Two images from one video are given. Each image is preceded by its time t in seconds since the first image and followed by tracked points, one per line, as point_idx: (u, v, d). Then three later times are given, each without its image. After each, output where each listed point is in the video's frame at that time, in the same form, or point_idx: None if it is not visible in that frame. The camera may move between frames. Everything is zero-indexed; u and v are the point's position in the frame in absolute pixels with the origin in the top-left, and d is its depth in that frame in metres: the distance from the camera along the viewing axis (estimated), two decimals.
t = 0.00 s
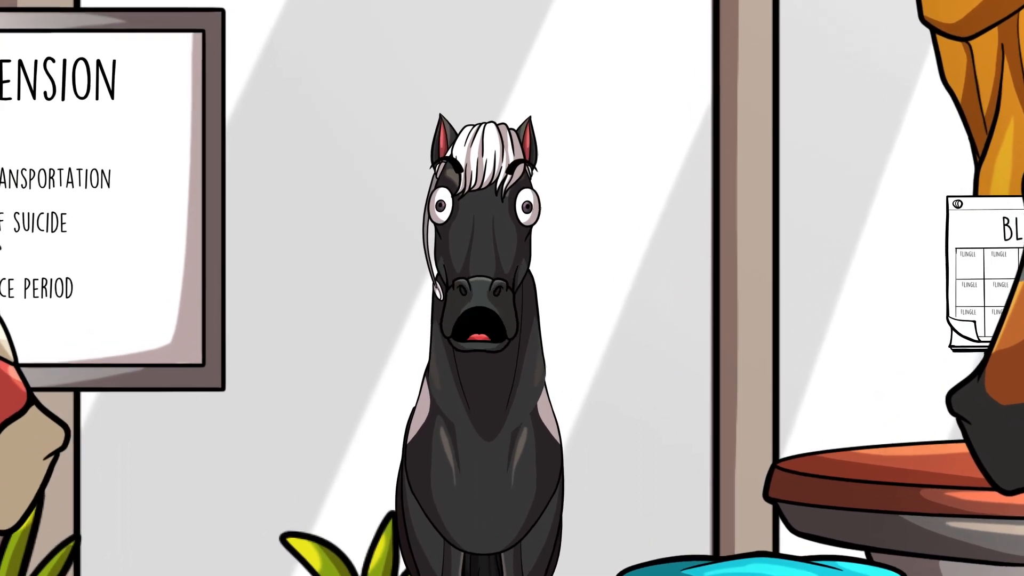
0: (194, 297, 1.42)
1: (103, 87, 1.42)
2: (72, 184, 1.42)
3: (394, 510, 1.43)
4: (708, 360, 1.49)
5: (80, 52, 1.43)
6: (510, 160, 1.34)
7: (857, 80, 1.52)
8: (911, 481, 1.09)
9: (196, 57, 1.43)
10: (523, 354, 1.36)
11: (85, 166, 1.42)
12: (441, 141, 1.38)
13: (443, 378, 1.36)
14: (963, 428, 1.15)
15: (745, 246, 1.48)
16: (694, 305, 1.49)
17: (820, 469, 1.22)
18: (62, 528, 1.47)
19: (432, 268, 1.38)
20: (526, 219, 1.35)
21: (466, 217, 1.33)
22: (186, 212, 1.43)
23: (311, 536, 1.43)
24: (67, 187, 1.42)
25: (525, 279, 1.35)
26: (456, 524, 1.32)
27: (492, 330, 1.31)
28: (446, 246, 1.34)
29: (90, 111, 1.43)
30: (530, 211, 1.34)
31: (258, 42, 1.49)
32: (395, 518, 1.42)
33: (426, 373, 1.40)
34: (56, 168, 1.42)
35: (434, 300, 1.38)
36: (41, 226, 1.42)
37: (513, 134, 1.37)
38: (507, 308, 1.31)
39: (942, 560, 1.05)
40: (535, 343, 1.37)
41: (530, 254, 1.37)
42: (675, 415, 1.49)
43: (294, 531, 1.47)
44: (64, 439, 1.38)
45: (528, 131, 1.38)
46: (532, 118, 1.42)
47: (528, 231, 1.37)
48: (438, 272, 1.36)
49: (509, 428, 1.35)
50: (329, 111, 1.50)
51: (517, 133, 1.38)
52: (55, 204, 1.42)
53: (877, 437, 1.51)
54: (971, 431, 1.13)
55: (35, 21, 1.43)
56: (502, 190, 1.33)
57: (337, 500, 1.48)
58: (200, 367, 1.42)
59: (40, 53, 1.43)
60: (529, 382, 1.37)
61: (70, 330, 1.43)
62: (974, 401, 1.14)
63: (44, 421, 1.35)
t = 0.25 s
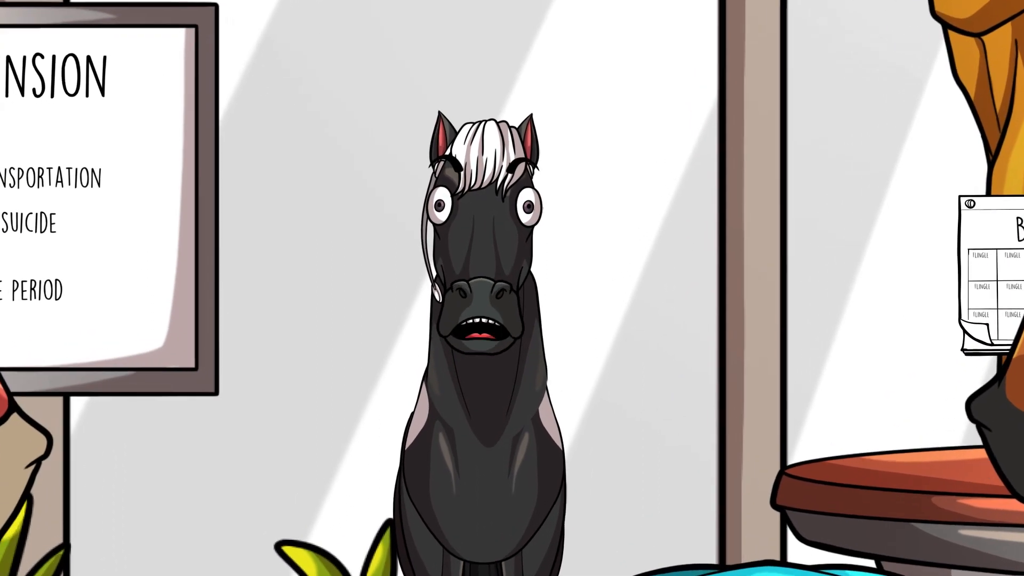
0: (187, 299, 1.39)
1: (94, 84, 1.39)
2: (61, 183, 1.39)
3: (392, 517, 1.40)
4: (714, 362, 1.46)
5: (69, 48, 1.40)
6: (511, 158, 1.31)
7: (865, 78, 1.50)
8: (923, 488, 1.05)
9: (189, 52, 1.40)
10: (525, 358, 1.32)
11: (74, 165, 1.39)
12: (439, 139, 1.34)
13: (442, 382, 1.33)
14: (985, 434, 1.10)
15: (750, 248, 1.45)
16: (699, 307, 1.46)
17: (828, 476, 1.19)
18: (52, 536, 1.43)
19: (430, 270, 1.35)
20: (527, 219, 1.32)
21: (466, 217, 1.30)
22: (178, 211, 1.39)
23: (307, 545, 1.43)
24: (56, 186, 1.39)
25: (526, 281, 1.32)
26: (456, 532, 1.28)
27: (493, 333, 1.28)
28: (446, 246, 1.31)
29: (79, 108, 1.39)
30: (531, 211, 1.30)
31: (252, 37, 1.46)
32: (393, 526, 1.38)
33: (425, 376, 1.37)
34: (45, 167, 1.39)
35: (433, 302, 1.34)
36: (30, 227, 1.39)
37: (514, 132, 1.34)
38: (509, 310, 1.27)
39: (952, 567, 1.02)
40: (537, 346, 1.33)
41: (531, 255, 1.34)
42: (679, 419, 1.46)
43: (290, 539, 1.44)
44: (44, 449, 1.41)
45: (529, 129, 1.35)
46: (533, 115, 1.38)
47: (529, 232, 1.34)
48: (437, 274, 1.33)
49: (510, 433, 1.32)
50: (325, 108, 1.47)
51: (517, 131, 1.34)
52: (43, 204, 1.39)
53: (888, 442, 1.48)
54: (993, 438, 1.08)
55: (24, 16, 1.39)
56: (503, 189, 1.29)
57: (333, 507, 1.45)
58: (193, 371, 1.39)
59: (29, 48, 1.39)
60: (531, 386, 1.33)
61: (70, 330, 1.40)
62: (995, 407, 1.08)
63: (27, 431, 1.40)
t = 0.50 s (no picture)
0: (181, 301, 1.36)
1: (83, 81, 1.35)
2: (50, 182, 1.36)
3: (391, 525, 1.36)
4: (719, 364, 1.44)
5: (58, 44, 1.37)
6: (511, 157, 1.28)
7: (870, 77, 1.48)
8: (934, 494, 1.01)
9: (181, 46, 1.36)
10: (526, 362, 1.29)
11: (64, 164, 1.35)
12: (438, 138, 1.31)
13: (441, 387, 1.30)
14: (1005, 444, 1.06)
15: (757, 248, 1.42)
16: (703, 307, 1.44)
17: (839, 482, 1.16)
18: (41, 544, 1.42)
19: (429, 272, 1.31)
20: (528, 220, 1.28)
21: (466, 217, 1.26)
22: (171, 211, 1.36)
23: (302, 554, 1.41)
24: (45, 186, 1.35)
25: (528, 283, 1.29)
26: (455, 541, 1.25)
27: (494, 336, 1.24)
28: (445, 247, 1.28)
29: (69, 106, 1.36)
30: (533, 211, 1.27)
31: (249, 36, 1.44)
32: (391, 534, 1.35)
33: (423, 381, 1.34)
34: (33, 166, 1.35)
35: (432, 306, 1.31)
36: (18, 227, 1.35)
37: (515, 131, 1.30)
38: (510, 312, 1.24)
39: None
40: (539, 350, 1.30)
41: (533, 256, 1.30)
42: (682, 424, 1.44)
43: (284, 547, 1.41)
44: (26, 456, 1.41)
45: (530, 128, 1.31)
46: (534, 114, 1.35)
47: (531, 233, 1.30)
48: (436, 276, 1.30)
49: (511, 439, 1.28)
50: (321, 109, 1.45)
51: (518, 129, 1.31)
52: (31, 203, 1.35)
53: (896, 445, 1.46)
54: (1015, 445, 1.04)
55: (12, 10, 1.36)
56: (503, 187, 1.26)
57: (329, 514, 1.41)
58: (186, 376, 1.36)
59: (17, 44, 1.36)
60: (532, 391, 1.30)
61: (70, 329, 1.36)
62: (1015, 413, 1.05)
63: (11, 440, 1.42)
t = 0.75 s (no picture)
0: (174, 303, 1.34)
1: (73, 78, 1.32)
2: (39, 181, 1.32)
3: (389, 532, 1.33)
4: (722, 366, 1.41)
5: (47, 40, 1.34)
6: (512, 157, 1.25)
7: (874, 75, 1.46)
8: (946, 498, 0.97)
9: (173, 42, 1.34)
10: (527, 366, 1.26)
11: (53, 163, 1.32)
12: (437, 136, 1.28)
13: (440, 390, 1.27)
14: None
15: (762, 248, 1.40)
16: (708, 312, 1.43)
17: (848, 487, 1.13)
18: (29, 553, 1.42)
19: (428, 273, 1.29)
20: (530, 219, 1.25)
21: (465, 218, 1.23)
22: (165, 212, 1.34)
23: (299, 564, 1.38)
24: (33, 185, 1.32)
25: (528, 284, 1.26)
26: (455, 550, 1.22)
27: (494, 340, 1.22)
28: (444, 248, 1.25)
29: (57, 103, 1.33)
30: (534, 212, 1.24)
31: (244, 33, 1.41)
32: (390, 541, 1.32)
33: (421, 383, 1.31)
34: (21, 164, 1.32)
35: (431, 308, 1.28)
36: (6, 227, 1.32)
37: (516, 128, 1.27)
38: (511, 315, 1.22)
39: None
40: (540, 354, 1.27)
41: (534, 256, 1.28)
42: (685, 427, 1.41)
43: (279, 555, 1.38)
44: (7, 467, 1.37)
45: (532, 124, 1.27)
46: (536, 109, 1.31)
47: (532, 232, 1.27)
48: (435, 277, 1.28)
49: (512, 444, 1.26)
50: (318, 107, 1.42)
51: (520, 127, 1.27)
52: (19, 203, 1.32)
53: (902, 449, 1.44)
54: None
55: None
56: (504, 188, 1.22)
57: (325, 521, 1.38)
58: (179, 380, 1.34)
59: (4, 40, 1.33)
60: (534, 396, 1.26)
61: (70, 330, 1.33)
62: None
63: None
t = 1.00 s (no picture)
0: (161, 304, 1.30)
1: (60, 75, 1.33)
2: (26, 180, 1.33)
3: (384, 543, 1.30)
4: (730, 370, 1.36)
5: (34, 39, 1.34)
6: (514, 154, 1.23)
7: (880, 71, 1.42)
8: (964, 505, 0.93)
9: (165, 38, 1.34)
10: (529, 370, 1.24)
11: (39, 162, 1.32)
12: (437, 133, 1.26)
13: (441, 396, 1.24)
14: None
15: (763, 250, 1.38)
16: (721, 315, 1.37)
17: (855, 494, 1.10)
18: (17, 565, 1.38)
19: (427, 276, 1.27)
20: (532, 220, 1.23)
21: (465, 218, 1.21)
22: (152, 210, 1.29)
23: None
24: (18, 184, 1.32)
25: (531, 288, 1.24)
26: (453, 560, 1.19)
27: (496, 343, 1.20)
28: (443, 249, 1.23)
29: (46, 101, 1.33)
30: (536, 210, 1.22)
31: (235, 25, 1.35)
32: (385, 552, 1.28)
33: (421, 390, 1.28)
34: (8, 163, 1.32)
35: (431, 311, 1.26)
36: None
37: (518, 128, 1.26)
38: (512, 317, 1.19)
39: None
40: (542, 358, 1.24)
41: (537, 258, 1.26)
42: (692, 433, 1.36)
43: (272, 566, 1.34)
44: None
45: (534, 124, 1.27)
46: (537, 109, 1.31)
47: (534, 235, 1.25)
48: (435, 280, 1.25)
49: (513, 451, 1.22)
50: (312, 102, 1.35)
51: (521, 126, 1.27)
52: (6, 203, 1.33)
53: (913, 455, 1.40)
54: None
55: None
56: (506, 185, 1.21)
57: (319, 531, 1.34)
58: (170, 386, 1.33)
59: None
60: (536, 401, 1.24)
61: (70, 329, 1.33)
62: None
63: None
